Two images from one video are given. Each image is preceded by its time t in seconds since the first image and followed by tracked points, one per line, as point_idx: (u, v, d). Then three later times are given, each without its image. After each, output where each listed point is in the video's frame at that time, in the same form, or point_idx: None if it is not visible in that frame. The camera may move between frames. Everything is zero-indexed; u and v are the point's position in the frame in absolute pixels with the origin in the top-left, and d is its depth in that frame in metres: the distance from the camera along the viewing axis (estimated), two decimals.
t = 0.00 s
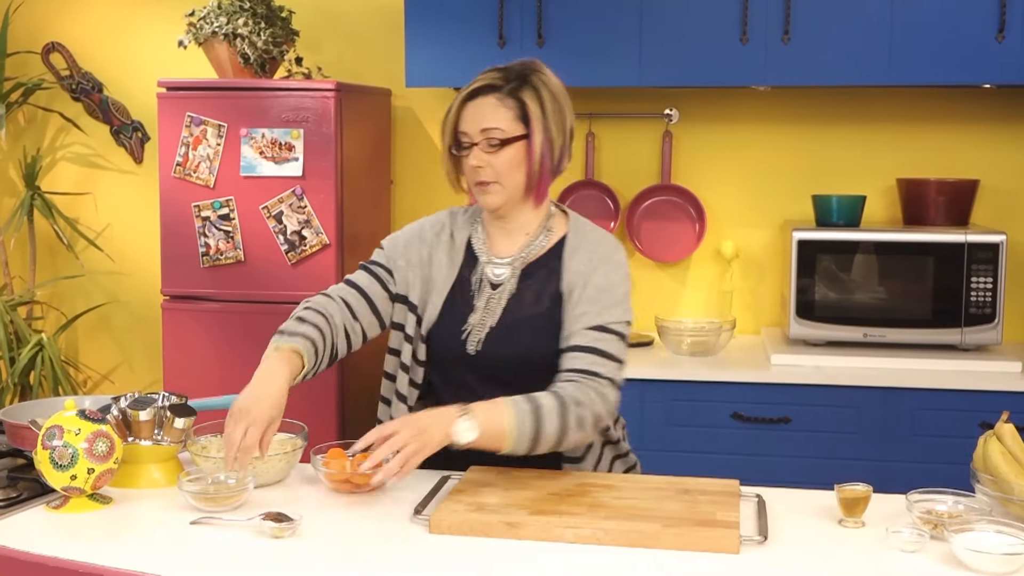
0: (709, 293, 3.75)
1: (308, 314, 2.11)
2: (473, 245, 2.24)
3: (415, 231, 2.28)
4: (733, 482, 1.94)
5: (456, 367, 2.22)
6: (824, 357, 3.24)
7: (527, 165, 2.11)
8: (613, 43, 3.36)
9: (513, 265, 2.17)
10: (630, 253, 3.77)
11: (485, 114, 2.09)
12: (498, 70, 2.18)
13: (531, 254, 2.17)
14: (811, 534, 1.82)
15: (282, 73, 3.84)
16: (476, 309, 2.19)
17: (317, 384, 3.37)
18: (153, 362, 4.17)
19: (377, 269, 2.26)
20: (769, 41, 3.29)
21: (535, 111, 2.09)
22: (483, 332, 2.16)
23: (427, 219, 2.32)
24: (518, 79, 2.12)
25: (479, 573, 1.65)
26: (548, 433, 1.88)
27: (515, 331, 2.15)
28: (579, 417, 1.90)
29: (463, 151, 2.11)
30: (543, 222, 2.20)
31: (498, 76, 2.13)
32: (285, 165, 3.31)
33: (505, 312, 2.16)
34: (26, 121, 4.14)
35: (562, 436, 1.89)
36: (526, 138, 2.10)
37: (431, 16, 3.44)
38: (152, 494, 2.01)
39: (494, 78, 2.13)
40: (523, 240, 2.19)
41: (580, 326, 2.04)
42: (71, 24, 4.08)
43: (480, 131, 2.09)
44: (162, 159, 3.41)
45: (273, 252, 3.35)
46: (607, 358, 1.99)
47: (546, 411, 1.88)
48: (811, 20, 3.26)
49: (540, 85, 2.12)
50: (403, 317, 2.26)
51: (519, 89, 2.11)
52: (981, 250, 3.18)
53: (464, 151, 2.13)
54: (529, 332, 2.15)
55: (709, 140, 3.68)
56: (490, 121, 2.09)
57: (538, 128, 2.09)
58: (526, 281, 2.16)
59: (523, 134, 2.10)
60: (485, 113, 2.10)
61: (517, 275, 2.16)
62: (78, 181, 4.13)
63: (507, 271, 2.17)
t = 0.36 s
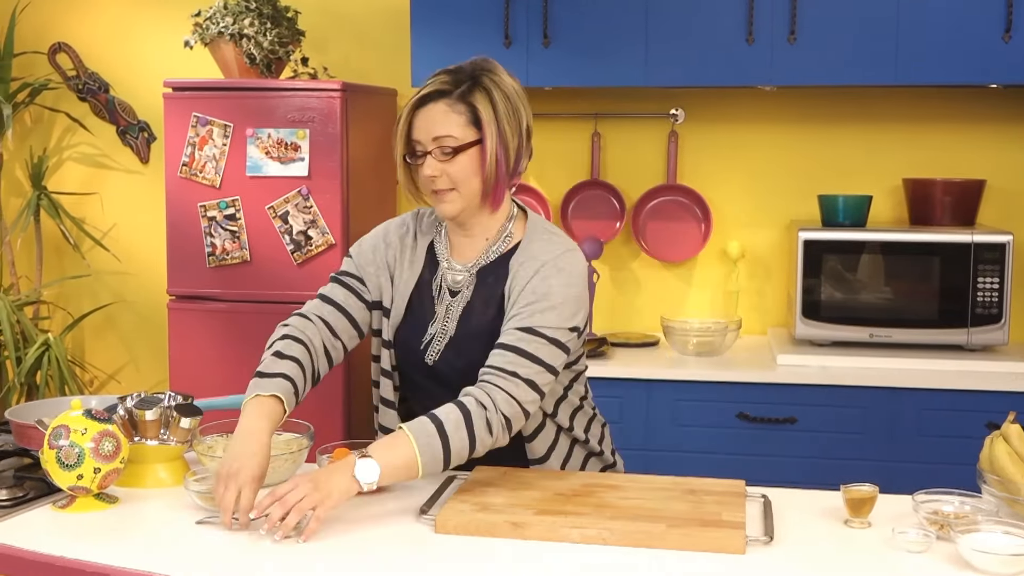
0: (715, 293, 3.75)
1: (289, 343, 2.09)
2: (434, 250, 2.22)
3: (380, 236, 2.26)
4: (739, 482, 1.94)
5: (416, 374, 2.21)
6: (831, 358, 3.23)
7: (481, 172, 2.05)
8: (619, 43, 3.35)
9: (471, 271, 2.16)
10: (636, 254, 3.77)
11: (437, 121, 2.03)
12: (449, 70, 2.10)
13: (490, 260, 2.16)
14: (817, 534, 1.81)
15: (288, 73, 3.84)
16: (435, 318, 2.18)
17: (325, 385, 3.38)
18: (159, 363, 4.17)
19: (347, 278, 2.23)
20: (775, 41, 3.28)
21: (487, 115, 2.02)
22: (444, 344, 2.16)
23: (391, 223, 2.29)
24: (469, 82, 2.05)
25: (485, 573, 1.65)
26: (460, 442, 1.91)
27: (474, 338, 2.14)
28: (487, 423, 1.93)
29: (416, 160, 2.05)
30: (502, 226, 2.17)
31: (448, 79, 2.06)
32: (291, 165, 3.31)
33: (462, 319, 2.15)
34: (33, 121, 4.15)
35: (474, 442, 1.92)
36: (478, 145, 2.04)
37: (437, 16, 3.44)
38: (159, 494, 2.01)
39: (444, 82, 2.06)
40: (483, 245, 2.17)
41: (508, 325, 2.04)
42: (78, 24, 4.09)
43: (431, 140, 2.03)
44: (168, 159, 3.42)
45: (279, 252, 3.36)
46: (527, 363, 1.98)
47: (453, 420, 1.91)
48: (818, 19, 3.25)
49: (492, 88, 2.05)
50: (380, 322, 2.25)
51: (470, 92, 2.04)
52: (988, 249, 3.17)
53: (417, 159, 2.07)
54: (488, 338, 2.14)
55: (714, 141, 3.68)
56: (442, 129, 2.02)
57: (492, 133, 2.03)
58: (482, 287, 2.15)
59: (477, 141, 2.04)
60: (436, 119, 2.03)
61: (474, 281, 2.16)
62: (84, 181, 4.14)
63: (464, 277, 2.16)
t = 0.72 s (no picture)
0: (721, 293, 3.74)
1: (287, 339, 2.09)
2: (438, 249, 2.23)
3: (380, 233, 2.26)
4: (745, 482, 1.93)
5: (420, 371, 2.20)
6: (837, 358, 3.23)
7: (473, 175, 2.05)
8: (625, 43, 3.35)
9: (475, 269, 2.16)
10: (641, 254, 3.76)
11: (426, 126, 2.03)
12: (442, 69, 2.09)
13: (494, 257, 2.16)
14: (824, 535, 1.81)
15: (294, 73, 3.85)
16: (439, 315, 2.17)
17: (331, 386, 3.38)
18: (165, 363, 4.18)
19: (345, 275, 2.24)
20: (782, 41, 3.28)
21: (473, 118, 2.01)
22: (447, 340, 2.15)
23: (392, 219, 2.29)
24: (458, 84, 2.04)
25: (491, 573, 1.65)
26: (491, 445, 1.91)
27: (479, 333, 2.13)
28: (519, 427, 1.93)
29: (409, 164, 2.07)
30: (505, 223, 2.18)
31: (438, 81, 2.05)
32: (297, 165, 3.31)
33: (468, 315, 2.14)
34: (39, 121, 4.16)
35: (506, 445, 1.92)
36: (468, 148, 2.04)
37: (443, 17, 3.44)
38: (165, 493, 2.01)
39: (434, 84, 2.05)
40: (486, 243, 2.18)
41: (529, 328, 2.03)
42: (85, 24, 4.09)
43: (422, 145, 2.04)
44: (175, 159, 3.42)
45: (285, 252, 3.36)
46: (555, 364, 1.98)
47: (484, 424, 1.90)
48: (824, 20, 3.25)
49: (480, 88, 2.03)
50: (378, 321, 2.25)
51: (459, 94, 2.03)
52: (995, 250, 3.17)
53: (412, 163, 2.08)
54: (495, 333, 2.13)
55: (720, 141, 3.68)
56: (431, 134, 2.02)
57: (480, 137, 2.02)
58: (488, 285, 2.15)
59: (466, 144, 2.03)
60: (426, 124, 2.03)
61: (479, 278, 2.16)
62: (91, 181, 4.15)
63: (469, 275, 2.16)
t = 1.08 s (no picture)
0: (723, 293, 3.74)
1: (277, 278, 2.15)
2: (450, 243, 2.23)
3: (388, 221, 2.31)
4: (748, 483, 1.93)
5: (429, 363, 2.19)
6: (840, 359, 3.23)
7: (483, 174, 2.07)
8: (629, 44, 3.35)
9: (485, 266, 2.17)
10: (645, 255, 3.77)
11: (435, 127, 2.05)
12: (452, 69, 2.11)
13: (505, 255, 2.17)
14: (827, 535, 1.81)
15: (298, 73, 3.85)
16: (450, 309, 2.17)
17: (335, 385, 3.38)
18: (169, 363, 4.18)
19: (346, 249, 2.29)
20: (786, 41, 3.28)
21: (482, 119, 2.02)
22: (457, 334, 2.15)
23: (405, 212, 2.32)
24: (468, 84, 2.06)
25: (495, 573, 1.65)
26: (533, 436, 1.92)
27: (491, 327, 2.14)
28: (565, 425, 1.93)
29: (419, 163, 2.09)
30: (515, 221, 2.19)
31: (448, 81, 2.07)
32: (300, 165, 3.32)
33: (480, 309, 2.14)
34: (43, 121, 4.17)
35: (547, 439, 1.92)
36: (478, 148, 2.05)
37: (447, 17, 3.44)
38: (168, 493, 2.01)
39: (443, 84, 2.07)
40: (496, 240, 2.19)
41: (558, 332, 2.04)
42: (88, 24, 4.10)
43: (432, 144, 2.06)
44: (178, 160, 3.42)
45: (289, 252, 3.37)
46: (590, 364, 2.00)
47: (528, 413, 1.91)
48: (827, 20, 3.25)
49: (489, 89, 2.04)
50: (372, 303, 2.26)
51: (468, 95, 2.05)
52: (998, 250, 3.16)
53: (421, 161, 2.11)
54: (507, 328, 2.13)
55: (723, 141, 3.68)
56: (440, 134, 2.04)
57: (490, 137, 2.04)
58: (498, 283, 2.16)
59: (475, 144, 2.05)
60: (436, 124, 2.05)
61: (489, 276, 2.16)
62: (95, 182, 4.15)
63: (479, 272, 2.17)
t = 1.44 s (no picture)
0: (725, 293, 3.74)
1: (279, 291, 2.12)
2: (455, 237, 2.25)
3: (393, 219, 2.30)
4: (750, 483, 1.93)
5: (434, 355, 2.20)
6: (842, 359, 3.23)
7: (492, 170, 2.08)
8: (631, 44, 3.35)
9: (493, 259, 2.19)
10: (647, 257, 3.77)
11: (445, 122, 2.06)
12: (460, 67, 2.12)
13: (511, 250, 2.19)
14: (829, 536, 1.81)
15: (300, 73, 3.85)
16: (455, 300, 2.19)
17: (336, 384, 3.38)
18: (171, 362, 4.18)
19: (349, 252, 2.28)
20: (788, 41, 3.28)
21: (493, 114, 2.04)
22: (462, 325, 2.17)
23: (409, 210, 2.32)
24: (477, 81, 2.07)
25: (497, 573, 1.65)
26: (625, 418, 2.07)
27: (501, 320, 2.16)
28: (650, 406, 2.12)
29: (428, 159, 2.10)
30: (524, 217, 2.21)
31: (458, 78, 2.08)
32: (302, 165, 3.31)
33: (489, 300, 2.17)
34: (46, 122, 4.17)
35: (635, 419, 2.09)
36: (487, 144, 2.06)
37: (449, 17, 3.44)
38: (170, 493, 2.01)
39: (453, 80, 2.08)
40: (504, 236, 2.20)
41: (613, 331, 2.17)
42: (91, 25, 4.10)
43: (441, 140, 2.07)
44: (181, 160, 3.43)
45: (291, 252, 3.37)
46: (649, 348, 2.19)
47: (624, 400, 2.06)
48: (829, 20, 3.25)
49: (498, 86, 2.06)
50: (376, 302, 2.25)
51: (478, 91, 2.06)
52: (1000, 250, 3.16)
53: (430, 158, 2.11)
54: (515, 320, 2.16)
55: (725, 141, 3.67)
56: (450, 130, 2.05)
57: (499, 133, 2.05)
58: (508, 275, 2.19)
59: (485, 140, 2.06)
60: (445, 120, 2.06)
61: (497, 269, 2.19)
62: (97, 182, 4.15)
63: (487, 266, 2.19)
